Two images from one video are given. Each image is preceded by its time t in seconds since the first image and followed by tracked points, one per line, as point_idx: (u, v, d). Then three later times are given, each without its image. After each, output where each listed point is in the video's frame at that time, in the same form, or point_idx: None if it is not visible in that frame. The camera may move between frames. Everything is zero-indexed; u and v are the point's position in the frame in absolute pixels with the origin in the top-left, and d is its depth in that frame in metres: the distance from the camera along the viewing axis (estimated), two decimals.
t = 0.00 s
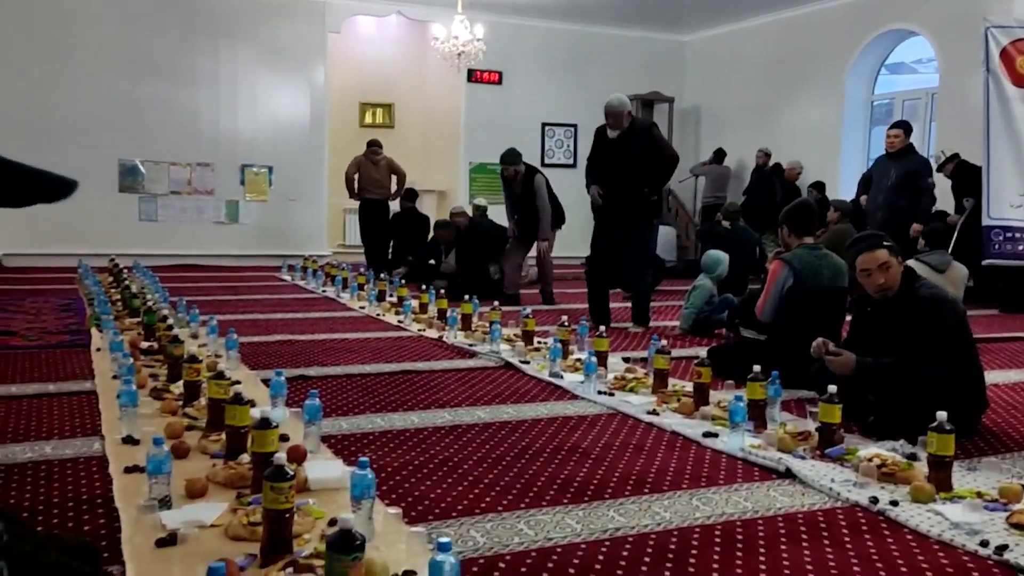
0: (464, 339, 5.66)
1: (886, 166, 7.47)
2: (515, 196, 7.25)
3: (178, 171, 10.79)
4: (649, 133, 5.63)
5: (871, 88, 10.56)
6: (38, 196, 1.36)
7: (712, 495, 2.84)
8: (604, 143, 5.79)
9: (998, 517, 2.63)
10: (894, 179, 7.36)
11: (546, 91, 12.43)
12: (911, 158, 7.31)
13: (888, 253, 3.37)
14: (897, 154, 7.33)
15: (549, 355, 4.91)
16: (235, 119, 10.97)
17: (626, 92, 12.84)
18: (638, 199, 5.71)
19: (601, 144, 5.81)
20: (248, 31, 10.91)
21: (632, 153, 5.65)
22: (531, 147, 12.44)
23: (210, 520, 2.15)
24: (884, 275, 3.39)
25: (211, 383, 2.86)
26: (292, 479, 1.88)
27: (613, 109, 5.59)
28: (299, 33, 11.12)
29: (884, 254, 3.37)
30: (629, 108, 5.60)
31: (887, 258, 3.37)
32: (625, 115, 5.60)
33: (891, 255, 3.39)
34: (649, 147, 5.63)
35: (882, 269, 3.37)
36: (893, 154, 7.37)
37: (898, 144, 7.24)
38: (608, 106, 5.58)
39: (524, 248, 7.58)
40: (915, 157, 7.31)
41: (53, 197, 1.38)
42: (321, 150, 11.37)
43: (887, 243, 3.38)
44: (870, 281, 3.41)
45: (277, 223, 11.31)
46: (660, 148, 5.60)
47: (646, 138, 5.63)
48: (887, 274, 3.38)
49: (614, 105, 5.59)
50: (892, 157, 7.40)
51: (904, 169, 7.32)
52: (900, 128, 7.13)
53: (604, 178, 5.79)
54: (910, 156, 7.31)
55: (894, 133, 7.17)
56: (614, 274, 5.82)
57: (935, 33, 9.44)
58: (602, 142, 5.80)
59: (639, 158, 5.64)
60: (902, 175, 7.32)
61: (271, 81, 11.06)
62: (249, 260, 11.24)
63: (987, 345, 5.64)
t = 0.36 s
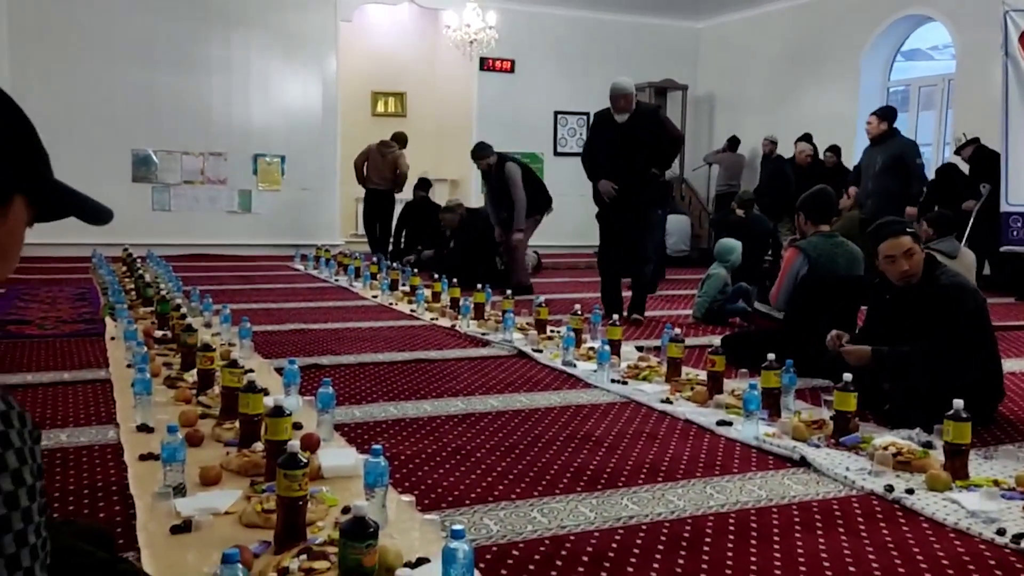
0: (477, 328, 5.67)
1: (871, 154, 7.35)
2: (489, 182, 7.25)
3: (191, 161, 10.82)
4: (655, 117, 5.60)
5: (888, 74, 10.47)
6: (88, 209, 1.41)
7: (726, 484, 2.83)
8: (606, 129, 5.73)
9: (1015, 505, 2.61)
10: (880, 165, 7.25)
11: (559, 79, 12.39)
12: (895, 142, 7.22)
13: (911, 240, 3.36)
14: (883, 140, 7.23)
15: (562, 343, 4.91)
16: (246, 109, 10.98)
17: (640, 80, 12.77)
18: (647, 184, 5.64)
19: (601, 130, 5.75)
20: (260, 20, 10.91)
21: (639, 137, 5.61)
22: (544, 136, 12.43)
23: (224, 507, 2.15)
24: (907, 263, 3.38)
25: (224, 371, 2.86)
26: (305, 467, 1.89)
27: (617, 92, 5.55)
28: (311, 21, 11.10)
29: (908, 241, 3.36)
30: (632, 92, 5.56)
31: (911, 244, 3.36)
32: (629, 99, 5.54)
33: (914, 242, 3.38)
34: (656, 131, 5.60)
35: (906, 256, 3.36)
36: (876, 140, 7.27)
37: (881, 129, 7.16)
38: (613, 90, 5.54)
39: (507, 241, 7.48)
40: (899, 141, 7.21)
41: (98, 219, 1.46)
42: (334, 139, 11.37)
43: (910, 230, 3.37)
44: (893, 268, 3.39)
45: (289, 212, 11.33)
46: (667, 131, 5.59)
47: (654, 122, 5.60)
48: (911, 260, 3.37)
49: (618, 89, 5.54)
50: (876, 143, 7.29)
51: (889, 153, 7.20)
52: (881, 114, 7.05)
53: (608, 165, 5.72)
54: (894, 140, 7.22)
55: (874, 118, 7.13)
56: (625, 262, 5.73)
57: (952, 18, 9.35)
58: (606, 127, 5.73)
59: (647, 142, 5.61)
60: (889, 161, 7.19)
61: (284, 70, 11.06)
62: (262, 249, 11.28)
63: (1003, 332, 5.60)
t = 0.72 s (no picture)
0: (478, 320, 5.65)
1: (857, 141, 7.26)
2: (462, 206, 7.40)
3: (190, 152, 10.79)
4: (668, 108, 5.58)
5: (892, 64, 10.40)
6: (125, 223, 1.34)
7: (728, 476, 2.81)
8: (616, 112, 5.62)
9: (1019, 497, 2.59)
10: (866, 154, 7.15)
11: (561, 68, 12.37)
12: (883, 130, 7.09)
13: (917, 230, 3.32)
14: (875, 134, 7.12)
15: (562, 335, 4.89)
16: (245, 99, 10.95)
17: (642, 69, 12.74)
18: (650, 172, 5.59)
19: (610, 113, 5.63)
20: (259, 9, 10.88)
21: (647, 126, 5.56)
22: (544, 127, 12.41)
23: (221, 501, 2.13)
24: (914, 254, 3.33)
25: (221, 363, 2.84)
26: (302, 460, 1.87)
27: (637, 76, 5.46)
28: (310, 10, 11.07)
29: (915, 231, 3.31)
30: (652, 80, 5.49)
31: (917, 235, 3.32)
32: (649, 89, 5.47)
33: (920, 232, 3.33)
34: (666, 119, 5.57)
35: (914, 246, 3.31)
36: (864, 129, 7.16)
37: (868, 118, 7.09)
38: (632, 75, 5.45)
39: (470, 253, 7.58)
40: (886, 128, 7.10)
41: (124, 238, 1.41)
42: (334, 129, 11.34)
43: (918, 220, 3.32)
44: (900, 260, 3.34)
45: (287, 203, 11.30)
46: (679, 123, 5.58)
47: (668, 114, 5.56)
48: (919, 251, 3.32)
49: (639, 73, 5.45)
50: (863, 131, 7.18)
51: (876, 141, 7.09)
52: (865, 101, 7.02)
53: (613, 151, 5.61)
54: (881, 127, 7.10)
55: (859, 106, 7.08)
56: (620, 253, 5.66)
57: (956, 8, 9.32)
58: (618, 110, 5.62)
59: (657, 128, 5.57)
60: (874, 149, 7.09)
61: (284, 60, 11.04)
62: (261, 240, 11.25)
63: (1006, 323, 5.58)
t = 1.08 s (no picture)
0: (468, 313, 5.66)
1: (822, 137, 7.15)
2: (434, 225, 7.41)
3: (181, 146, 10.76)
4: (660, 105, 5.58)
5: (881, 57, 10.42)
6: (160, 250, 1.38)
7: (715, 467, 2.83)
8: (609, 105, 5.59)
9: (1003, 487, 2.62)
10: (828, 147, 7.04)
11: (552, 62, 12.36)
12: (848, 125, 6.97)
13: (906, 224, 3.34)
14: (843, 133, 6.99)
15: (553, 328, 4.90)
16: (236, 93, 10.92)
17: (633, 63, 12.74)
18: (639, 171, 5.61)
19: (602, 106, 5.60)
20: (250, 4, 10.86)
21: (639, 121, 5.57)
22: (536, 120, 12.43)
23: (210, 495, 2.14)
24: (902, 247, 3.35)
25: (211, 358, 2.85)
26: (290, 454, 1.87)
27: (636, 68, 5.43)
28: (301, 4, 11.04)
29: (903, 224, 3.33)
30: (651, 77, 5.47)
31: (906, 228, 3.33)
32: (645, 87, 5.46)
33: (908, 225, 3.35)
34: (659, 117, 5.58)
35: (902, 238, 3.33)
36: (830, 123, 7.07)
37: (837, 112, 7.01)
38: (630, 66, 5.42)
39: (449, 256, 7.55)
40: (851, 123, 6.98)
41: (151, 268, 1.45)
42: (326, 123, 11.33)
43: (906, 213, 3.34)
44: (889, 253, 3.36)
45: (279, 197, 11.28)
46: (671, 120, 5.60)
47: (660, 112, 5.57)
48: (907, 243, 3.33)
49: (637, 65, 5.43)
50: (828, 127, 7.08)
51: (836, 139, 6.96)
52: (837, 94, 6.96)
53: (604, 146, 5.61)
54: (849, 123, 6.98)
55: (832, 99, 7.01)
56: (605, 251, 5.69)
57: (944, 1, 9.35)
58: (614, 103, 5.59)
59: (650, 125, 5.58)
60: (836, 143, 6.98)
61: (275, 55, 11.02)
62: (253, 234, 11.24)
63: (993, 315, 5.61)
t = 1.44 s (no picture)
0: (452, 310, 5.66)
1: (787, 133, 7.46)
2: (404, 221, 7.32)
3: (161, 143, 10.69)
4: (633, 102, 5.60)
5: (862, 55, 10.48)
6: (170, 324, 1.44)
7: (697, 463, 2.84)
8: (583, 105, 5.54)
9: (981, 480, 2.65)
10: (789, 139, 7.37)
11: (536, 59, 12.34)
12: (811, 121, 7.27)
13: (886, 220, 3.35)
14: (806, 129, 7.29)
15: (536, 325, 4.91)
16: (219, 90, 10.85)
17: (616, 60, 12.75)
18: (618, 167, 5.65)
19: (576, 106, 5.55)
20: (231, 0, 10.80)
21: (615, 120, 5.57)
22: (520, 117, 12.40)
23: (188, 495, 2.14)
24: (882, 244, 3.36)
25: (192, 356, 2.84)
26: (269, 453, 1.87)
27: (613, 69, 5.40)
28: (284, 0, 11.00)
29: (883, 221, 3.35)
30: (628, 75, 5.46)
31: (886, 225, 3.35)
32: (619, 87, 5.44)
33: (887, 222, 3.37)
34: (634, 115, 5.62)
35: (882, 236, 3.34)
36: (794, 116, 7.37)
37: (803, 107, 7.31)
38: (608, 67, 5.39)
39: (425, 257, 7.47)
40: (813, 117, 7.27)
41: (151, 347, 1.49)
42: (309, 120, 11.28)
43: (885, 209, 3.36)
44: (869, 250, 3.38)
45: (262, 195, 11.23)
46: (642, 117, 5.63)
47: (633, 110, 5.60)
48: (887, 240, 3.35)
49: (615, 66, 5.39)
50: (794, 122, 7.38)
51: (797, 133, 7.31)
52: (803, 89, 7.22)
53: (579, 146, 5.59)
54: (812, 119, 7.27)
55: (797, 93, 7.28)
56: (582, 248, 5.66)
57: None
58: (590, 102, 5.55)
59: (625, 124, 5.60)
60: (796, 137, 7.32)
61: (256, 51, 10.96)
62: (236, 232, 11.19)
63: (972, 309, 5.65)
